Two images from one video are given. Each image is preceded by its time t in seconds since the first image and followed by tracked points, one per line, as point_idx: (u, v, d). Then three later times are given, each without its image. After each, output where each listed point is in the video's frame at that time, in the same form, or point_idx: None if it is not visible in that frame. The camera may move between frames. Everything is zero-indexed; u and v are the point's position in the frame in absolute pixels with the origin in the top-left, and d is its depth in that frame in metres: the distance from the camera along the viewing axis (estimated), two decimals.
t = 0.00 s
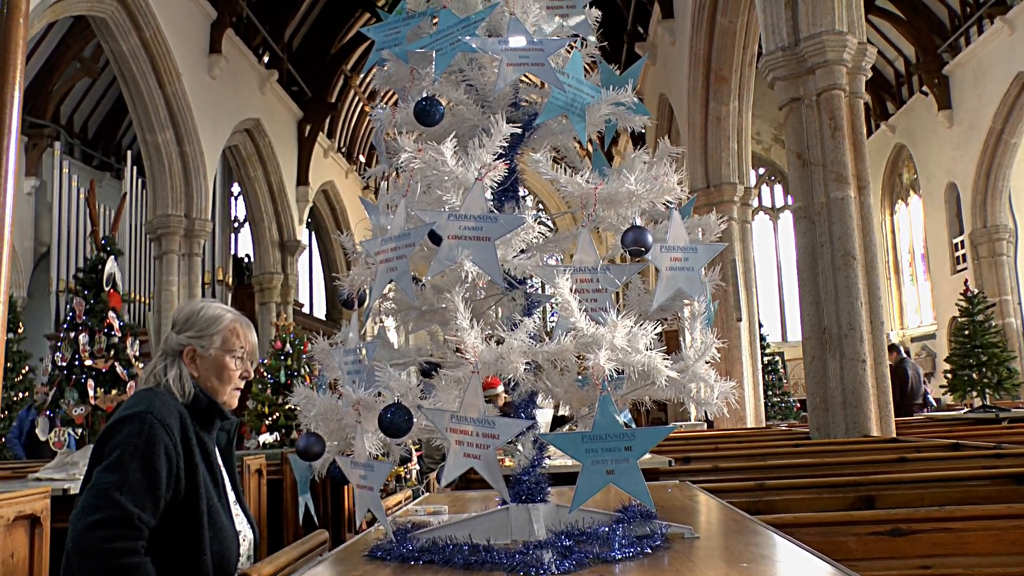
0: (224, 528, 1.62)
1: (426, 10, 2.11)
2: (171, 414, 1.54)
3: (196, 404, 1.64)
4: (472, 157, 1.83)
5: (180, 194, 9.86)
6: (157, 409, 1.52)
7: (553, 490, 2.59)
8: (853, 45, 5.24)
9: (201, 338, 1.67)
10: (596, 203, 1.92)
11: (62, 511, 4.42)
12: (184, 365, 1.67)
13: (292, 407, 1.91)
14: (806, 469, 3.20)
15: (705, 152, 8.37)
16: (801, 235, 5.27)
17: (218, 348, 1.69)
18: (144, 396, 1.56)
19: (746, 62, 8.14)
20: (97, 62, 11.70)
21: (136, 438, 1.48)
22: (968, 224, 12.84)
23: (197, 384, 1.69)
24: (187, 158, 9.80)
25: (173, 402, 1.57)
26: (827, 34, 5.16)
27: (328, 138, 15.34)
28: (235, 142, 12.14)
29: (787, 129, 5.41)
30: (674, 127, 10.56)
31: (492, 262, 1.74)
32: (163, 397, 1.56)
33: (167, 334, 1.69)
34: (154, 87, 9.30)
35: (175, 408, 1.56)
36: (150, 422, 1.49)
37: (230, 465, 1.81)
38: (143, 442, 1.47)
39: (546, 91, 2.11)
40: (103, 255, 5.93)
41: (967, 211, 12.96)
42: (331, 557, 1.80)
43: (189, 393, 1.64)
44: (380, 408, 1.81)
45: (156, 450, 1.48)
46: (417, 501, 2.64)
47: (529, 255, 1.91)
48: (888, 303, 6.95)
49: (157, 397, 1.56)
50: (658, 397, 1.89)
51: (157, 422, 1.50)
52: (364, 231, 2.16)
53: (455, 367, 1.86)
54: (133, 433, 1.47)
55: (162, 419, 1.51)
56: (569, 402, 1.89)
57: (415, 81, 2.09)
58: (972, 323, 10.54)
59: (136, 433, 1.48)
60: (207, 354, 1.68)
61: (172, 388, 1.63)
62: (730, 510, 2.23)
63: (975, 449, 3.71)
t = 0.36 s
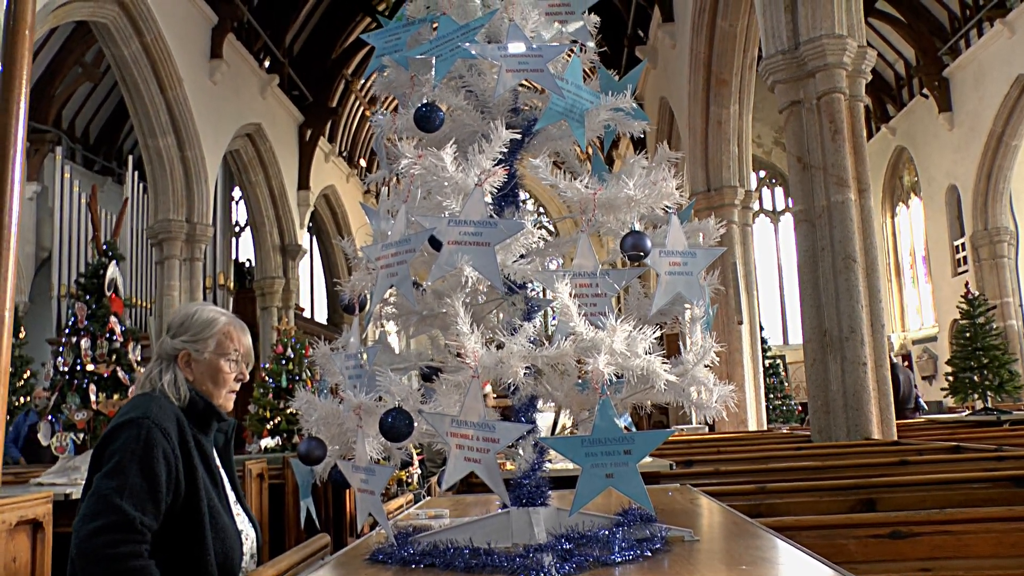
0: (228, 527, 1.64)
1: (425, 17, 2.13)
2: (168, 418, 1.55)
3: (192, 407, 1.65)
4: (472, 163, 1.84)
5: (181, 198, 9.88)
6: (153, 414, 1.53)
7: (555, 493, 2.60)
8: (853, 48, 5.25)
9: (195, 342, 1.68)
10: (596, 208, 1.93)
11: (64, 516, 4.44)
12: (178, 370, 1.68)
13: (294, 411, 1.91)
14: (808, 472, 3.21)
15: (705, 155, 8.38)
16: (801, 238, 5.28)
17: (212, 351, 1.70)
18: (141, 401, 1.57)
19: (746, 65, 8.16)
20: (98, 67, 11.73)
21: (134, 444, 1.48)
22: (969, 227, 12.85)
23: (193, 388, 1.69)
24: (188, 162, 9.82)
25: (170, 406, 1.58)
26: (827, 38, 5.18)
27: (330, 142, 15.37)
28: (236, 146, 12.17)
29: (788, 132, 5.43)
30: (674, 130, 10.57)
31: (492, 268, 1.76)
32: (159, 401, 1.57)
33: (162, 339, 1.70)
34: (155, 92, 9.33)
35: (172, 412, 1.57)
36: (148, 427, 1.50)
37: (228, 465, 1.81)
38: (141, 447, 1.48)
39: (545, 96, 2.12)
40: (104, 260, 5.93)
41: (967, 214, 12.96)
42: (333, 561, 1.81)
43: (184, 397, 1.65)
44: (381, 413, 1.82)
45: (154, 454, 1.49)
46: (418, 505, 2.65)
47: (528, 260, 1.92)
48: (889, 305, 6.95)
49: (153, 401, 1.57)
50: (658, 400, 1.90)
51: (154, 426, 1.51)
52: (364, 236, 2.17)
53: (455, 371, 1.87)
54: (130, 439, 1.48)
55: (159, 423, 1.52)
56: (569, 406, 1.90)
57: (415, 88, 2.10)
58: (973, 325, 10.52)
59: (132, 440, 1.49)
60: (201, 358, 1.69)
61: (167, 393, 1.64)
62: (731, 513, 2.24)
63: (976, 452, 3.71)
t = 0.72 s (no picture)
0: (228, 530, 1.65)
1: (427, 24, 2.15)
2: (167, 422, 1.56)
3: (191, 411, 1.67)
4: (473, 170, 1.86)
5: (184, 203, 9.90)
6: (152, 418, 1.54)
7: (556, 498, 2.61)
8: (854, 52, 5.26)
9: (195, 348, 1.70)
10: (596, 214, 1.94)
11: (67, 521, 4.47)
12: (178, 375, 1.69)
13: (297, 416, 1.92)
14: (809, 476, 3.22)
15: (707, 160, 8.40)
16: (803, 242, 5.29)
17: (211, 356, 1.71)
18: (140, 406, 1.58)
19: (747, 70, 8.18)
20: (101, 73, 11.78)
21: (133, 448, 1.50)
22: (971, 230, 12.85)
23: (192, 393, 1.71)
24: (191, 167, 9.86)
25: (169, 411, 1.59)
26: (828, 42, 5.19)
27: (331, 147, 15.39)
28: (238, 151, 12.21)
29: (789, 136, 5.44)
30: (676, 135, 10.58)
31: (494, 273, 1.77)
32: (159, 406, 1.58)
33: (162, 344, 1.71)
34: (158, 97, 9.36)
35: (171, 417, 1.59)
36: (146, 431, 1.52)
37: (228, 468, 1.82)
38: (139, 452, 1.49)
39: (547, 102, 2.14)
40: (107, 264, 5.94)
41: (969, 217, 12.97)
42: (335, 565, 1.82)
43: (183, 402, 1.67)
44: (384, 417, 1.84)
45: (153, 458, 1.50)
46: (421, 509, 2.66)
47: (530, 266, 1.93)
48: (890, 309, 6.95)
49: (152, 406, 1.58)
50: (659, 404, 1.91)
51: (153, 431, 1.52)
52: (366, 242, 2.18)
53: (456, 376, 1.88)
54: (130, 444, 1.50)
55: (158, 427, 1.53)
56: (571, 410, 1.92)
57: (417, 95, 2.12)
58: (975, 329, 10.50)
59: (131, 444, 1.50)
60: (200, 363, 1.70)
61: (166, 398, 1.65)
62: (733, 517, 2.24)
63: (978, 456, 3.71)
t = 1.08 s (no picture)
0: (228, 534, 1.66)
1: (427, 32, 2.16)
2: (165, 428, 1.57)
3: (190, 417, 1.67)
4: (473, 176, 1.86)
5: (185, 209, 9.92)
6: (151, 424, 1.55)
7: (558, 503, 2.61)
8: (854, 57, 5.26)
9: (194, 353, 1.71)
10: (596, 220, 1.95)
11: (68, 527, 4.48)
12: (177, 381, 1.70)
13: (298, 422, 1.93)
14: (811, 481, 3.22)
15: (708, 165, 8.43)
16: (805, 248, 5.30)
17: (211, 363, 1.72)
18: (138, 413, 1.59)
19: (748, 75, 8.20)
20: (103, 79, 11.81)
21: (131, 455, 1.51)
22: (972, 234, 12.86)
23: (192, 399, 1.71)
24: (193, 173, 9.88)
25: (168, 417, 1.60)
26: (828, 47, 5.21)
27: (333, 153, 15.41)
28: (239, 157, 12.24)
29: (790, 141, 5.45)
30: (677, 140, 10.60)
31: (494, 280, 1.78)
32: (157, 412, 1.59)
33: (162, 350, 1.72)
34: (160, 104, 9.39)
35: (169, 423, 1.60)
36: (144, 437, 1.53)
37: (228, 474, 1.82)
38: (137, 458, 1.50)
39: (547, 109, 2.15)
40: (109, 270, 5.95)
41: (970, 221, 12.97)
42: (336, 570, 1.82)
43: (182, 408, 1.67)
44: (385, 423, 1.84)
45: (151, 464, 1.51)
46: (423, 515, 2.66)
47: (531, 272, 1.94)
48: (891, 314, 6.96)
49: (151, 412, 1.59)
50: (659, 410, 1.92)
51: (151, 437, 1.53)
52: (368, 248, 2.18)
53: (457, 381, 1.89)
54: (127, 450, 1.51)
55: (156, 433, 1.54)
56: (571, 416, 1.92)
57: (418, 101, 2.13)
58: (977, 334, 10.48)
59: (129, 451, 1.51)
60: (200, 370, 1.71)
61: (164, 405, 1.66)
62: (733, 522, 2.24)
63: (980, 461, 3.71)
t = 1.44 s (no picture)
0: (230, 537, 1.65)
1: (430, 35, 2.16)
2: (169, 431, 1.57)
3: (193, 420, 1.67)
4: (475, 180, 1.87)
5: (188, 212, 9.94)
6: (155, 426, 1.56)
7: (560, 506, 2.61)
8: (856, 60, 5.27)
9: (198, 357, 1.71)
10: (598, 224, 1.95)
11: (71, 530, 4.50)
12: (180, 384, 1.70)
13: (300, 425, 1.93)
14: (813, 484, 3.22)
15: (710, 169, 8.45)
16: (806, 251, 5.29)
17: (214, 366, 1.72)
18: (142, 415, 1.59)
19: (750, 79, 8.20)
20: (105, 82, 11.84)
21: (134, 455, 1.51)
22: (974, 238, 12.86)
23: (195, 402, 1.72)
24: (195, 176, 9.90)
25: (171, 420, 1.60)
26: (829, 50, 5.21)
27: (335, 156, 15.44)
28: (241, 160, 12.27)
29: (791, 144, 5.44)
30: (679, 144, 10.62)
31: (497, 283, 1.79)
32: (161, 414, 1.59)
33: (166, 353, 1.72)
34: (162, 108, 9.42)
35: (173, 426, 1.60)
36: (147, 439, 1.53)
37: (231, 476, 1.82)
38: (139, 458, 1.50)
39: (548, 113, 2.15)
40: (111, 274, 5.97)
41: (972, 224, 12.97)
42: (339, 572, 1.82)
43: (185, 410, 1.67)
44: (387, 426, 1.85)
45: (152, 466, 1.51)
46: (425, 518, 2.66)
47: (534, 275, 1.94)
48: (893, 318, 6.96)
49: (155, 415, 1.59)
50: (662, 413, 1.91)
51: (154, 439, 1.53)
52: (370, 251, 2.18)
53: (460, 385, 1.90)
54: (130, 451, 1.51)
55: (159, 436, 1.54)
56: (574, 419, 1.91)
57: (420, 105, 2.14)
58: (978, 337, 10.46)
59: (132, 452, 1.51)
60: (203, 373, 1.71)
61: (168, 407, 1.66)
62: (735, 525, 2.24)
63: (983, 464, 3.70)
